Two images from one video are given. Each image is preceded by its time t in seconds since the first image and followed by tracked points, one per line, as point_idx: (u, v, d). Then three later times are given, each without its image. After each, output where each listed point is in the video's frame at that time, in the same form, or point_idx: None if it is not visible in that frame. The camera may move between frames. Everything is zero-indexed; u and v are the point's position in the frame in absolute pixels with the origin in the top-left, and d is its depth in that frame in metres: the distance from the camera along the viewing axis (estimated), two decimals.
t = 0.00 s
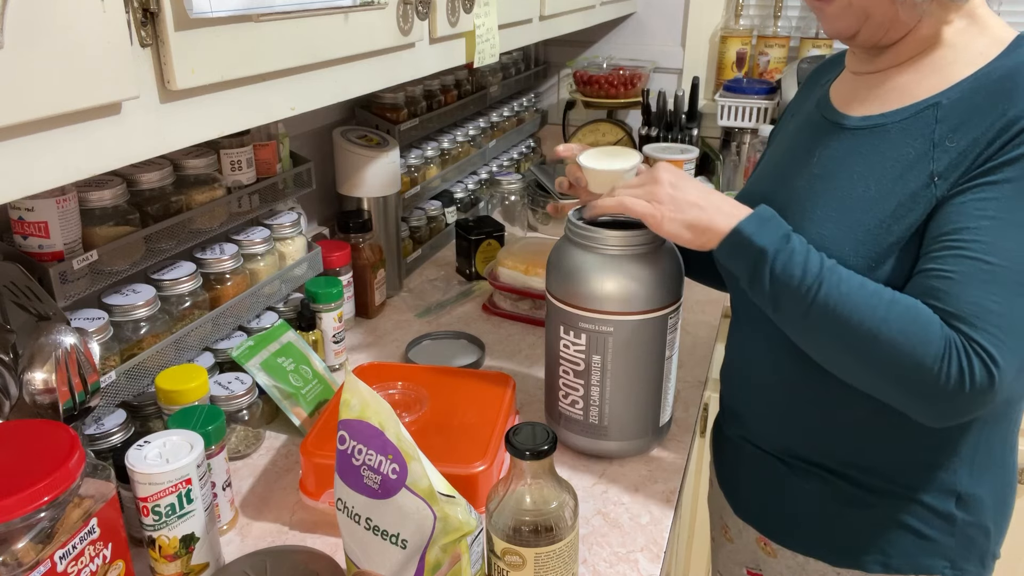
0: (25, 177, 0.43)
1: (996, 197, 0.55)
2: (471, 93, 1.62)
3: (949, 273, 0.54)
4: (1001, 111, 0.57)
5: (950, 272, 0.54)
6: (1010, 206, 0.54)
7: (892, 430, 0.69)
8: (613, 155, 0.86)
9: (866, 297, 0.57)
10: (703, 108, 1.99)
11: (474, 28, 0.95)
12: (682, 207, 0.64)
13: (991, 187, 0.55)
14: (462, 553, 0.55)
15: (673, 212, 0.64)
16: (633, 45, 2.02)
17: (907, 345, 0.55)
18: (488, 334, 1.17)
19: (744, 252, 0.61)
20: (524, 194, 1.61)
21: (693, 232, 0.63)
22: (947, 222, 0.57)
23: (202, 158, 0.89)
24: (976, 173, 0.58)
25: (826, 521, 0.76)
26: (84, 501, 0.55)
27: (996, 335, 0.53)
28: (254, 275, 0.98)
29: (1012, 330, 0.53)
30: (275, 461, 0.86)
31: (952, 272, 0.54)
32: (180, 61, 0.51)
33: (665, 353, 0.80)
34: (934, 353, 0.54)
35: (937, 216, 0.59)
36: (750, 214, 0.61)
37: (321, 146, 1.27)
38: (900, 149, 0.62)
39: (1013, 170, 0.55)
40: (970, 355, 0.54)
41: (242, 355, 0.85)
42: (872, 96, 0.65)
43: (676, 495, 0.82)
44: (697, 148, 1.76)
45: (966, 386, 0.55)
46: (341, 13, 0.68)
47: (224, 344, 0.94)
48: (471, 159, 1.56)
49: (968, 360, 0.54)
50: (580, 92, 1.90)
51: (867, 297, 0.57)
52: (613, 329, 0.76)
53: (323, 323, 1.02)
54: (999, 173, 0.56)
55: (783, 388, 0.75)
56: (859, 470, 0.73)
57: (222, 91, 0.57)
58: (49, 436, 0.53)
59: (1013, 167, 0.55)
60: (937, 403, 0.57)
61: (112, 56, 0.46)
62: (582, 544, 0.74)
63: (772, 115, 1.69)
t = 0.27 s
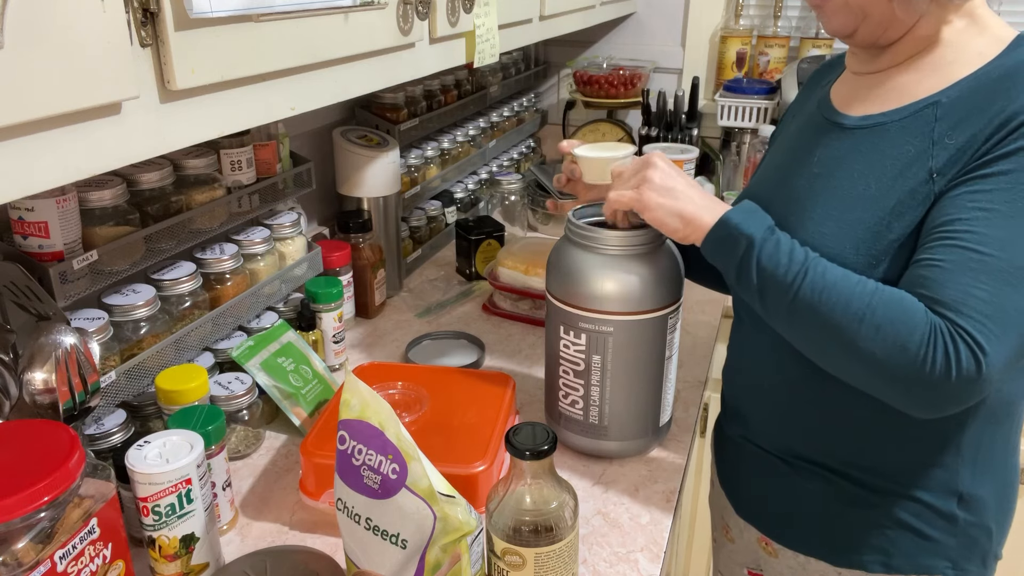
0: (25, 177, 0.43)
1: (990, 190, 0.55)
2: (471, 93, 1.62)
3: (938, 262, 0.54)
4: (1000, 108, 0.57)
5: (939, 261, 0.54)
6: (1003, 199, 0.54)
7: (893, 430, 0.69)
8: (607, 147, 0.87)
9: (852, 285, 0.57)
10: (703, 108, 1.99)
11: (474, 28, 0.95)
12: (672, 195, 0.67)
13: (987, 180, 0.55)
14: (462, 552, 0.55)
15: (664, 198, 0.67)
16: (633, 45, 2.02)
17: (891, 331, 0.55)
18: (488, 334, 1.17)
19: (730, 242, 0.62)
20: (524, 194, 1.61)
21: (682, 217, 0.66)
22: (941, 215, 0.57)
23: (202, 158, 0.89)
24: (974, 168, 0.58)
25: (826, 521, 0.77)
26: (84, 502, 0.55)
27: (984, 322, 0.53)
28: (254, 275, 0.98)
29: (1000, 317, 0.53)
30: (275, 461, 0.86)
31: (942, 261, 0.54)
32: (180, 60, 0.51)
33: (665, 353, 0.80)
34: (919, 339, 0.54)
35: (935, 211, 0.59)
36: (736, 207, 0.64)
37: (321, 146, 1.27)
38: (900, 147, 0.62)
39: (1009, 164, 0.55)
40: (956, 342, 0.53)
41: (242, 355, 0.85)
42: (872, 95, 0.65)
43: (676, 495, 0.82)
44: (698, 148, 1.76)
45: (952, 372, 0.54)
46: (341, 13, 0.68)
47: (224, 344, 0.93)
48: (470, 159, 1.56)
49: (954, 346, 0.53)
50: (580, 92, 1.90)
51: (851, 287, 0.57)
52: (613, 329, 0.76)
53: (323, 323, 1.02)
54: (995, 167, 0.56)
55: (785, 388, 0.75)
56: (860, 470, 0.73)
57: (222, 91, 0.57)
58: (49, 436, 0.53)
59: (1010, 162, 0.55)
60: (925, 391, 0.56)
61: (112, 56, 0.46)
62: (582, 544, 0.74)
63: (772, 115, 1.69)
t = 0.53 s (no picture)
0: (25, 177, 0.43)
1: (991, 189, 0.55)
2: (471, 93, 1.62)
3: (937, 262, 0.54)
4: (1001, 108, 0.58)
5: (938, 261, 0.54)
6: (1004, 199, 0.54)
7: (893, 430, 0.69)
8: (607, 143, 0.86)
9: (850, 285, 0.57)
10: (703, 108, 1.99)
11: (474, 28, 0.95)
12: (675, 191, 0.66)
13: (988, 179, 0.55)
14: (462, 553, 0.55)
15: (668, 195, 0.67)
16: (633, 45, 2.02)
17: (889, 331, 0.55)
18: (488, 334, 1.17)
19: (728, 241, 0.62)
20: (524, 194, 1.61)
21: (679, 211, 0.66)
22: (941, 215, 0.57)
23: (202, 158, 0.89)
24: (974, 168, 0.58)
25: (827, 521, 0.77)
26: (84, 501, 0.55)
27: (982, 322, 0.53)
28: (254, 275, 0.98)
29: (999, 317, 0.52)
30: (275, 461, 0.86)
31: (941, 261, 0.54)
32: (180, 60, 0.51)
33: (665, 353, 0.80)
34: (918, 339, 0.54)
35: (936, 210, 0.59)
36: (735, 207, 0.64)
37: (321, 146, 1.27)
38: (901, 146, 0.62)
39: (1010, 164, 0.55)
40: (954, 342, 0.53)
41: (242, 355, 0.85)
42: (874, 95, 0.65)
43: (676, 495, 0.82)
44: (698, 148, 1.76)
45: (951, 372, 0.54)
46: (341, 13, 0.68)
47: (224, 344, 0.93)
48: (470, 159, 1.56)
49: (952, 346, 0.53)
50: (580, 92, 1.90)
51: (850, 287, 0.57)
52: (613, 329, 0.77)
53: (323, 323, 1.02)
54: (996, 167, 0.56)
55: (786, 388, 0.75)
56: (861, 470, 0.73)
57: (222, 91, 0.57)
58: (49, 436, 0.53)
59: (1010, 161, 0.55)
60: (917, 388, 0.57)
61: (112, 56, 0.46)
62: (582, 544, 0.74)
63: (772, 115, 1.69)
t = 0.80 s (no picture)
0: (25, 177, 0.43)
1: (994, 188, 0.55)
2: (471, 93, 1.62)
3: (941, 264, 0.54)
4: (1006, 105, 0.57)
5: (942, 263, 0.54)
6: (1007, 199, 0.54)
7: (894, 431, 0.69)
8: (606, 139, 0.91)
9: (854, 290, 0.57)
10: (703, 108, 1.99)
11: (474, 28, 0.95)
12: (683, 187, 0.65)
13: (990, 178, 0.55)
14: (462, 553, 0.55)
15: (676, 190, 0.65)
16: (634, 45, 2.02)
17: (892, 334, 0.55)
18: (488, 334, 1.17)
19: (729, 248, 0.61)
20: (524, 194, 1.61)
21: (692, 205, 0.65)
22: (944, 215, 0.57)
23: (202, 158, 0.88)
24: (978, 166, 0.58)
25: (827, 523, 0.77)
26: (84, 502, 0.55)
27: (984, 323, 0.53)
28: (254, 275, 0.98)
29: (1003, 318, 0.52)
30: (275, 461, 0.86)
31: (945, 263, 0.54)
32: (180, 60, 0.51)
33: (665, 353, 0.80)
34: (921, 341, 0.54)
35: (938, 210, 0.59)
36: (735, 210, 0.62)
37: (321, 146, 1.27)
38: (907, 144, 0.62)
39: (1012, 162, 0.55)
40: (956, 343, 0.53)
41: (242, 355, 0.85)
42: (877, 95, 0.65)
43: (676, 495, 0.82)
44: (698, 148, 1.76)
45: (958, 374, 0.54)
46: (341, 13, 0.68)
47: (224, 344, 0.93)
48: (471, 159, 1.56)
49: (955, 348, 0.53)
50: (580, 92, 1.90)
51: (853, 291, 0.57)
52: (613, 329, 0.77)
53: (323, 323, 1.02)
54: (999, 165, 0.55)
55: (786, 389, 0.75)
56: (862, 471, 0.73)
57: (222, 91, 0.57)
58: (49, 436, 0.53)
59: (1013, 159, 0.55)
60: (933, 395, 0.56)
61: (112, 56, 0.46)
62: (582, 544, 0.74)
63: (772, 115, 1.69)
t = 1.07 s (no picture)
0: (25, 177, 0.43)
1: None
2: (471, 93, 1.62)
3: None
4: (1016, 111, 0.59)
5: None
6: None
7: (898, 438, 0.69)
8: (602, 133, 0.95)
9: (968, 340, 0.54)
10: (703, 108, 1.99)
11: (474, 28, 0.95)
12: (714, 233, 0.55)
13: None
14: (462, 553, 0.55)
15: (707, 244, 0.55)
16: (634, 45, 2.02)
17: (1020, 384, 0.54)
18: (488, 334, 1.17)
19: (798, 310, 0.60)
20: (524, 194, 1.61)
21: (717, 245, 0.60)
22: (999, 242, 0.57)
23: (202, 158, 0.89)
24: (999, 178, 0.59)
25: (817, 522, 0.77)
26: (84, 502, 0.55)
27: None
28: (254, 275, 0.98)
29: None
30: (275, 461, 0.86)
31: None
32: (180, 61, 0.51)
33: (665, 353, 0.80)
34: None
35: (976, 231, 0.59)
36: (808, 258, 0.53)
37: (321, 146, 1.27)
38: (913, 140, 0.63)
39: None
40: None
41: (242, 355, 0.85)
42: (881, 98, 0.66)
43: (676, 495, 0.82)
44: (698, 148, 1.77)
45: None
46: (341, 13, 0.68)
47: (224, 344, 0.93)
48: (470, 159, 1.56)
49: None
50: (580, 92, 1.90)
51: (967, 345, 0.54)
52: (613, 329, 0.77)
53: (323, 323, 1.02)
54: None
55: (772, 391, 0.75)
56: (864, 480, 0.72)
57: (222, 91, 0.57)
58: (48, 436, 0.53)
59: None
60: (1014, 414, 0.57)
61: (112, 56, 0.46)
62: (582, 544, 0.75)
63: (772, 115, 1.69)
